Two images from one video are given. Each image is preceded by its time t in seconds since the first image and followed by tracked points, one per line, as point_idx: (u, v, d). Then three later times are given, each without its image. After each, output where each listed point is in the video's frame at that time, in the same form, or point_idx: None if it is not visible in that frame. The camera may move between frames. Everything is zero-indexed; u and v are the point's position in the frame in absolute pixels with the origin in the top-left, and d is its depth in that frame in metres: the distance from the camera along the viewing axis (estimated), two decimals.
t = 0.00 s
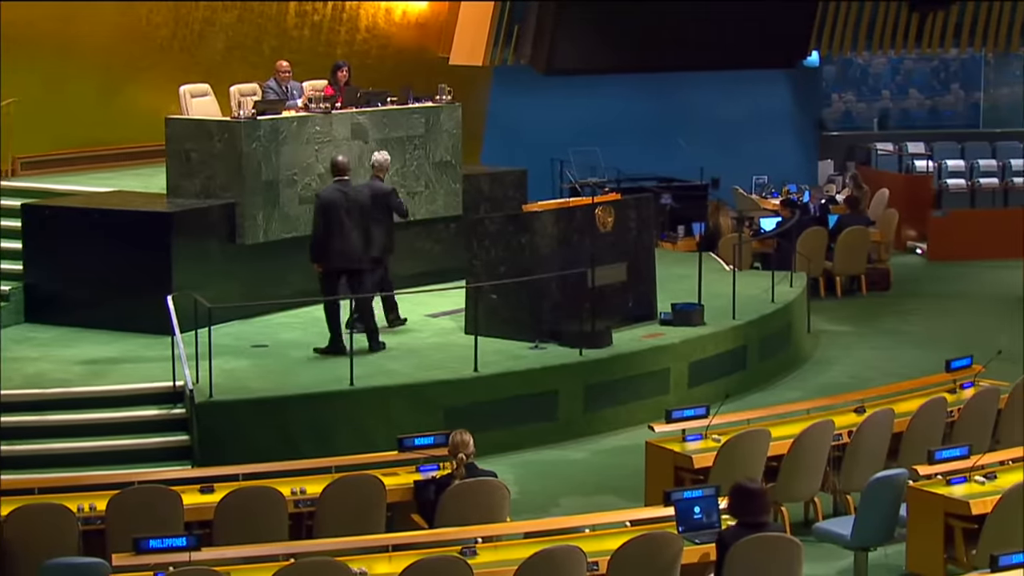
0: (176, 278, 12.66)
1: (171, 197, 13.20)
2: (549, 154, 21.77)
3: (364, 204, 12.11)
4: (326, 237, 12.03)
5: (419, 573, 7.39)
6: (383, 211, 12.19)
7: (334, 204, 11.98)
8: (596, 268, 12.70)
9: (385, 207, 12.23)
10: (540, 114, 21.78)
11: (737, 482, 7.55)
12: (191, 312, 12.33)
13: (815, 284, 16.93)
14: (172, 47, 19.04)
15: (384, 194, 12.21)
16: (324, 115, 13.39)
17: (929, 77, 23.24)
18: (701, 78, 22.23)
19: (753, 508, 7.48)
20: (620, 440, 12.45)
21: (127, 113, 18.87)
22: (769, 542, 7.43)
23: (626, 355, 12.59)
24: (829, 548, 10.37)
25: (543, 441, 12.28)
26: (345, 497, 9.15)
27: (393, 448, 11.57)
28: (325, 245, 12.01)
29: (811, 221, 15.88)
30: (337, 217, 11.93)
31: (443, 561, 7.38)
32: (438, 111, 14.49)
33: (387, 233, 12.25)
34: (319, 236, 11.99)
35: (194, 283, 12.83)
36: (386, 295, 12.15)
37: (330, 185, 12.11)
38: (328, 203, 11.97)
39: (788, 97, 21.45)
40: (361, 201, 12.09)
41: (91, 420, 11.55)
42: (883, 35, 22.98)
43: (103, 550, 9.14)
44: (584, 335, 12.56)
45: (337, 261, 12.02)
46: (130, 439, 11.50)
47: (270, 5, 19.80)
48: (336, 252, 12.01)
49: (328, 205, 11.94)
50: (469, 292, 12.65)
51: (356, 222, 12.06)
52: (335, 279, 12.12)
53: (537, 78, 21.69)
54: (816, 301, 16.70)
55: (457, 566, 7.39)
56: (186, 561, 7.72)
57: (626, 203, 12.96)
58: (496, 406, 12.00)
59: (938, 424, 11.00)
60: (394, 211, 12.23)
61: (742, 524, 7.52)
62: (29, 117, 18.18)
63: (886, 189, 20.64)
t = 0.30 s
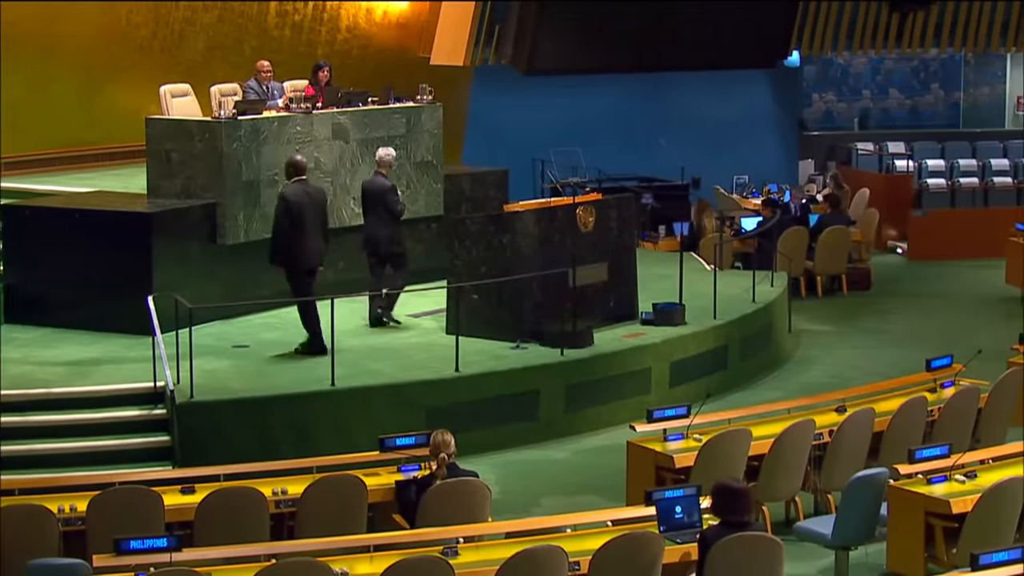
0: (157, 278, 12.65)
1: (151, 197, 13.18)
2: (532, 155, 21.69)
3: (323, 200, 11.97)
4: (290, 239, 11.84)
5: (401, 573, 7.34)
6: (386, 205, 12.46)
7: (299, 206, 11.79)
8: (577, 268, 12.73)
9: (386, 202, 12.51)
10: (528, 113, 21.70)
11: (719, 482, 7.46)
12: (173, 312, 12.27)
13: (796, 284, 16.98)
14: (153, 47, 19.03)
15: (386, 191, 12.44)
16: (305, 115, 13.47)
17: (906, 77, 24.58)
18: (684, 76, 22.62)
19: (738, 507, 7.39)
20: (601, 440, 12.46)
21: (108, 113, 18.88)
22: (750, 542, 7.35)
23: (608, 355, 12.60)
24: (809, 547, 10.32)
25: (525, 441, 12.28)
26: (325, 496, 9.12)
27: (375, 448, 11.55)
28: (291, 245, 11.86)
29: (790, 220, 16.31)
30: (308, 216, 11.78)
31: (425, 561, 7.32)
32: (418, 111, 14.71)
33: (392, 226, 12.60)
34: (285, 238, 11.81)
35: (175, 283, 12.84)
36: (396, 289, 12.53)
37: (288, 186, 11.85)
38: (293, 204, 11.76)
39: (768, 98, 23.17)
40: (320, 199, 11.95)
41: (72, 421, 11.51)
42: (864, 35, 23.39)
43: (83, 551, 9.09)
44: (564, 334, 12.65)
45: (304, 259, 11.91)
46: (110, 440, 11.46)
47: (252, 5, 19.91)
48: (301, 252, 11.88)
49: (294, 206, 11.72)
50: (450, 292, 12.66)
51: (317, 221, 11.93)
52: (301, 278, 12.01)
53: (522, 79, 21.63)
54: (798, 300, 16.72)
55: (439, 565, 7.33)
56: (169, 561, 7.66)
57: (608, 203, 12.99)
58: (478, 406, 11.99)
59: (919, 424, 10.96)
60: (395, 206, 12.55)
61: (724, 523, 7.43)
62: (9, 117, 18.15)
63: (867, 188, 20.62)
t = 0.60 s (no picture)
0: (153, 278, 12.65)
1: (147, 197, 13.17)
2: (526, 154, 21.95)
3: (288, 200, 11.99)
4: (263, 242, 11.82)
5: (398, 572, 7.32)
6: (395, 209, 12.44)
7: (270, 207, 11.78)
8: (572, 268, 12.75)
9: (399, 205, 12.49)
10: (522, 114, 21.98)
11: (716, 481, 7.45)
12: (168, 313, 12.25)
13: (791, 284, 16.99)
14: (148, 47, 19.00)
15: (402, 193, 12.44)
16: (301, 116, 13.50)
17: (902, 77, 24.61)
18: (675, 76, 22.83)
19: (736, 507, 7.40)
20: (596, 440, 12.46)
21: (102, 113, 18.85)
22: (745, 541, 7.34)
23: (604, 354, 12.60)
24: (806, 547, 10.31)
25: (520, 441, 12.28)
26: (320, 496, 9.12)
27: (370, 448, 11.54)
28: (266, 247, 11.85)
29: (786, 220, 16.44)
30: (281, 218, 11.78)
31: (421, 561, 7.31)
32: (414, 111, 14.79)
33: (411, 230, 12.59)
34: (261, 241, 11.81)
35: (170, 283, 12.83)
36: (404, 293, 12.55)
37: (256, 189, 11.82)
38: (266, 205, 11.74)
39: (763, 98, 23.22)
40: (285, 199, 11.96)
41: (67, 421, 11.50)
42: (860, 35, 23.40)
43: (79, 551, 9.08)
44: (561, 335, 12.61)
45: (278, 261, 11.90)
46: (106, 440, 11.45)
47: (247, 6, 19.98)
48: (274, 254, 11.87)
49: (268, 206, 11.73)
50: (446, 292, 12.68)
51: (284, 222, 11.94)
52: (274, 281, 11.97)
53: (515, 79, 21.85)
54: (793, 300, 16.72)
55: (435, 565, 7.32)
56: (164, 561, 7.63)
57: (603, 203, 13.04)
58: (473, 406, 11.98)
59: (914, 424, 10.99)
60: (408, 209, 12.52)
61: (721, 523, 7.42)
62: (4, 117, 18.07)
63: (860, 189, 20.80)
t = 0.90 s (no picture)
0: (153, 278, 12.66)
1: (146, 197, 13.18)
2: (528, 154, 21.80)
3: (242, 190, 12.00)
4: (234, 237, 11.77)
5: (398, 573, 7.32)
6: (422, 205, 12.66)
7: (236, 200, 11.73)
8: (573, 268, 12.77)
9: (427, 200, 12.69)
10: (522, 115, 21.85)
11: (716, 481, 7.44)
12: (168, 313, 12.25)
13: (791, 284, 16.99)
14: (148, 47, 18.96)
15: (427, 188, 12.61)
16: (301, 116, 13.50)
17: (901, 77, 24.60)
18: (673, 76, 22.82)
19: (738, 507, 7.38)
20: (596, 440, 12.45)
21: (101, 114, 18.85)
22: (745, 541, 7.33)
23: (604, 355, 12.59)
24: (806, 547, 10.30)
25: (520, 441, 12.28)
26: (320, 495, 9.12)
27: (370, 448, 11.54)
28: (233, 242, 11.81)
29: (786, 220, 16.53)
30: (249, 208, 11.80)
31: (422, 561, 7.31)
32: (414, 111, 14.81)
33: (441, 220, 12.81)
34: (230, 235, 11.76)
35: (170, 283, 12.83)
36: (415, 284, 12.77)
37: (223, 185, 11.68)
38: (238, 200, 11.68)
39: (764, 98, 23.45)
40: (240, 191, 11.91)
41: (67, 421, 11.49)
42: (859, 35, 23.40)
43: (79, 552, 9.07)
44: (561, 334, 12.60)
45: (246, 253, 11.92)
46: (106, 440, 11.44)
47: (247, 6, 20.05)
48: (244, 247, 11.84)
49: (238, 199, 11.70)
50: (446, 292, 12.72)
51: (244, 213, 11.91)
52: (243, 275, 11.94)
53: (516, 78, 21.68)
54: (793, 300, 16.72)
55: (435, 565, 7.31)
56: (164, 561, 7.63)
57: (603, 203, 13.07)
58: (473, 406, 11.98)
59: (914, 424, 11.00)
60: (436, 204, 12.72)
61: (722, 522, 7.41)
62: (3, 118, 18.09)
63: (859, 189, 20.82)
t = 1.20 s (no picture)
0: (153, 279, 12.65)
1: (146, 197, 13.18)
2: (527, 154, 21.83)
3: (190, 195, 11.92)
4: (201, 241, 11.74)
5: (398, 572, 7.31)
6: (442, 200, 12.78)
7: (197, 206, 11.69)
8: (572, 268, 12.78)
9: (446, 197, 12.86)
10: (523, 115, 21.94)
11: (718, 481, 7.45)
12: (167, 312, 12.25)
13: (791, 284, 17.00)
14: (148, 47, 18.95)
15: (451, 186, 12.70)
16: (301, 116, 13.50)
17: (901, 77, 24.62)
18: (673, 76, 22.82)
19: (739, 506, 7.40)
20: (596, 440, 12.45)
21: (101, 113, 18.84)
22: (746, 541, 7.34)
23: (604, 355, 12.60)
24: (806, 547, 10.30)
25: (520, 441, 12.27)
26: (320, 495, 9.12)
27: (369, 448, 11.53)
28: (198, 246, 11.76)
29: (786, 220, 16.59)
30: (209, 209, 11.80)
31: (422, 560, 7.30)
32: (414, 111, 14.80)
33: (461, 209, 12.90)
34: (197, 240, 11.72)
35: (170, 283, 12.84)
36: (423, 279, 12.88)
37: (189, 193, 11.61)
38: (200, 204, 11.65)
39: (763, 97, 23.36)
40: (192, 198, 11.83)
41: (66, 421, 11.49)
42: (860, 35, 23.41)
43: (79, 552, 9.06)
44: (560, 334, 12.61)
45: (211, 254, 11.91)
46: (106, 440, 11.43)
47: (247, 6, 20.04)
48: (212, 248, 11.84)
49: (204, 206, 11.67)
50: (446, 292, 12.72)
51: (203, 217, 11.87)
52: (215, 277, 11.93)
53: (514, 78, 21.71)
54: (793, 300, 16.72)
55: (435, 565, 7.31)
56: (164, 561, 7.63)
57: (603, 203, 13.07)
58: (472, 406, 11.98)
59: (914, 424, 11.00)
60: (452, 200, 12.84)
61: (723, 522, 7.42)
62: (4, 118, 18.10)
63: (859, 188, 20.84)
